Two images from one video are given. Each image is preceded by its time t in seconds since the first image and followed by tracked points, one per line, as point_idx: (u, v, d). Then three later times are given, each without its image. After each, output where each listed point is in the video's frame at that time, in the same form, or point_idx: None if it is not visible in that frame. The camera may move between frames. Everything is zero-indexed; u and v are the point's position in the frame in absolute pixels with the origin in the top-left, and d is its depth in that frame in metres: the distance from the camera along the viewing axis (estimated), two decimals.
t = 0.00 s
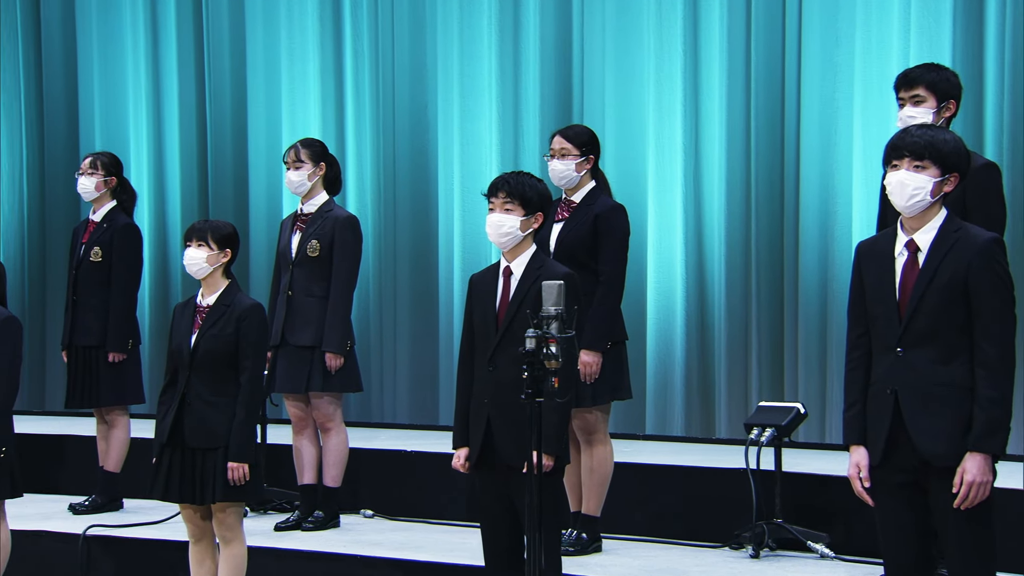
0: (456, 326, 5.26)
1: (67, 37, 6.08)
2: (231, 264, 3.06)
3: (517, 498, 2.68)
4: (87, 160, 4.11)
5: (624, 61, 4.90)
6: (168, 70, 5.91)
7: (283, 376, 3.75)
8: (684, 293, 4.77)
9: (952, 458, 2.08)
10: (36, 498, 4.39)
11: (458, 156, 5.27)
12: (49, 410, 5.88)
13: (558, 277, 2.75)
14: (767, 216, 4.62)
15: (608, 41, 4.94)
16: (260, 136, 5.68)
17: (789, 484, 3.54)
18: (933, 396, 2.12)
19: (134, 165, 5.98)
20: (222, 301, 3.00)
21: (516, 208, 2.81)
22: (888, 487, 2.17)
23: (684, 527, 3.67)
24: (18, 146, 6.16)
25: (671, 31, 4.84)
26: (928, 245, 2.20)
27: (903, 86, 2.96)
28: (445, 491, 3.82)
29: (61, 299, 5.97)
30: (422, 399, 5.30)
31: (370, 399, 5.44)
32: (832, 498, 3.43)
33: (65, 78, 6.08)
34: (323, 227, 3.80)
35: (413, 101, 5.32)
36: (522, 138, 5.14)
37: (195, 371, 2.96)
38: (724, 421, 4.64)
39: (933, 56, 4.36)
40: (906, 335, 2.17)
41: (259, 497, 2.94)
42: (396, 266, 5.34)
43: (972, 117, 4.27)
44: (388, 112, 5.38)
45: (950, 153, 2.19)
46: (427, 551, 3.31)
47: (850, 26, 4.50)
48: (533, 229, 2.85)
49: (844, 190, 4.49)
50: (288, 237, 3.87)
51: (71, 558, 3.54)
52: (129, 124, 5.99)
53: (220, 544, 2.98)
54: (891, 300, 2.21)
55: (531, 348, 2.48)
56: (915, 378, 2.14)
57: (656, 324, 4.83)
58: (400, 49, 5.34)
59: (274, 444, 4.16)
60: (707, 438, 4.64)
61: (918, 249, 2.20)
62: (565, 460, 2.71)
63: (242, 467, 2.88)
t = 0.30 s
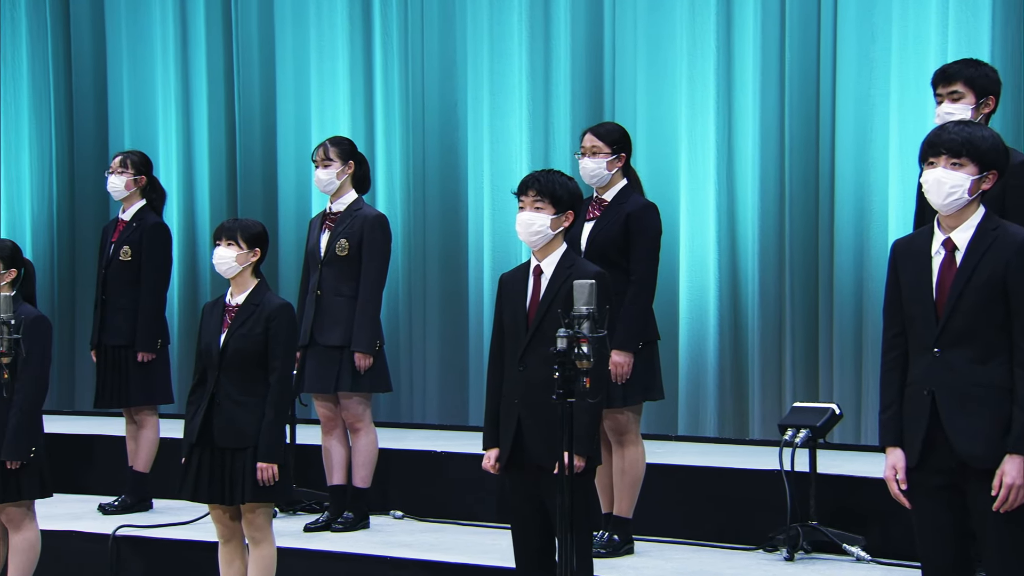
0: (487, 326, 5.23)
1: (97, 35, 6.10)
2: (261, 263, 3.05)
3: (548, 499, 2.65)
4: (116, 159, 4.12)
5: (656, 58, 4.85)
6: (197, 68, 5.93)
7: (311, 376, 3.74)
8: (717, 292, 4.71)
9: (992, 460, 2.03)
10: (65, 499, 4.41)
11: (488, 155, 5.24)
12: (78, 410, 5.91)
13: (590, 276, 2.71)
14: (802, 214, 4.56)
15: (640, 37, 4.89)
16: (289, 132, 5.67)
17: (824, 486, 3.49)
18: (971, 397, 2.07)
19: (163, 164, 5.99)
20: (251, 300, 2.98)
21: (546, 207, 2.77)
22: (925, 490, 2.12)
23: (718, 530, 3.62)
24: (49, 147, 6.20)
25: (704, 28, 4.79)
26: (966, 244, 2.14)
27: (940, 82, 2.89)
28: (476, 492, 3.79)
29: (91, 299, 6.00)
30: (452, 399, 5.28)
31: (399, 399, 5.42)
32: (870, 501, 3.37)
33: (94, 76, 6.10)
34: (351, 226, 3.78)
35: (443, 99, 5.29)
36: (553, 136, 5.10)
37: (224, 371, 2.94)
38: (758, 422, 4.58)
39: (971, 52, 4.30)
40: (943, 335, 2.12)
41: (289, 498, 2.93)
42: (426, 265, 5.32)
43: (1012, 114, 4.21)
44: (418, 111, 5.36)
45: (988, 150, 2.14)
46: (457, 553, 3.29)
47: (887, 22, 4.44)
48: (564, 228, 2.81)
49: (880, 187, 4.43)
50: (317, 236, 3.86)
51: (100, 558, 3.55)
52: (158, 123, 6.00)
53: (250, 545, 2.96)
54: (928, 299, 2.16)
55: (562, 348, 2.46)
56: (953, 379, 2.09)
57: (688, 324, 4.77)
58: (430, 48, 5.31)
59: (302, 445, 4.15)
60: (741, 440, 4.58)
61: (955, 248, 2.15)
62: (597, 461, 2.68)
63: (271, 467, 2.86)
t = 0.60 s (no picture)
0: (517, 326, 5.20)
1: (126, 35, 6.12)
2: (290, 262, 3.03)
3: (580, 501, 2.61)
4: (146, 158, 4.12)
5: (689, 54, 4.80)
6: (226, 66, 5.93)
7: (341, 376, 3.72)
8: (751, 291, 4.65)
9: None
10: (95, 499, 4.42)
11: (519, 153, 5.19)
12: (107, 410, 5.93)
13: (621, 275, 2.66)
14: (837, 212, 4.48)
15: (673, 34, 4.84)
16: (319, 130, 5.66)
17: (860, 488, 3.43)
18: (1012, 399, 2.02)
19: (192, 163, 6.01)
20: (280, 299, 2.97)
21: (577, 205, 2.74)
22: (965, 493, 2.07)
23: (752, 533, 3.56)
24: (79, 147, 6.23)
25: (738, 23, 4.73)
26: (1005, 242, 2.10)
27: (980, 77, 2.82)
28: (507, 492, 3.77)
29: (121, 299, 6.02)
30: (483, 400, 5.25)
31: (429, 400, 5.39)
32: (908, 503, 3.31)
33: (123, 75, 6.12)
34: (381, 225, 3.76)
35: (474, 97, 5.26)
36: (584, 134, 5.06)
37: (253, 371, 2.93)
38: (793, 423, 4.51)
39: (1011, 47, 4.23)
40: (983, 336, 2.07)
41: (319, 499, 2.91)
42: (456, 265, 5.30)
43: None
44: (449, 109, 5.34)
45: None
46: (487, 555, 3.26)
47: (924, 17, 4.37)
48: (596, 227, 2.77)
49: (917, 184, 4.36)
50: (346, 235, 3.85)
51: (130, 559, 3.55)
52: (188, 123, 6.02)
53: (279, 546, 2.95)
54: (967, 299, 2.11)
55: (595, 348, 2.42)
56: (993, 380, 2.04)
57: (722, 324, 4.72)
58: (460, 46, 5.28)
59: (332, 446, 4.14)
60: (776, 441, 4.52)
61: (994, 247, 2.10)
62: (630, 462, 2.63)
63: (300, 468, 2.85)
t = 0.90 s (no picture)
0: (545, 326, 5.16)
1: (152, 34, 6.14)
2: (316, 261, 3.01)
3: (609, 502, 2.58)
4: (172, 156, 4.12)
5: (719, 50, 4.74)
6: (251, 65, 5.94)
7: (367, 376, 3.70)
8: (782, 291, 4.60)
9: None
10: (121, 499, 4.43)
11: (546, 150, 5.16)
12: (134, 410, 5.95)
13: (651, 275, 2.62)
14: (869, 210, 4.42)
15: (703, 30, 4.78)
16: (345, 129, 5.65)
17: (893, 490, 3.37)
18: None
19: (218, 162, 6.01)
20: (306, 299, 2.95)
21: (606, 203, 2.70)
22: (1000, 495, 2.03)
23: (783, 535, 3.51)
24: (105, 147, 6.25)
25: (768, 20, 4.68)
26: None
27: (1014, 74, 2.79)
28: (535, 493, 3.74)
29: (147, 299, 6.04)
30: (511, 401, 5.23)
31: (456, 401, 5.37)
32: (942, 506, 3.25)
33: (149, 74, 6.14)
34: (408, 224, 3.74)
35: (501, 94, 5.23)
36: (612, 132, 5.02)
37: (279, 371, 2.92)
38: (825, 425, 4.45)
39: None
40: (1018, 336, 2.04)
41: (346, 500, 2.90)
42: (483, 265, 5.26)
43: None
44: (475, 107, 5.31)
45: None
46: (514, 556, 3.23)
47: (959, 11, 4.30)
48: (625, 225, 2.73)
49: (952, 182, 4.29)
50: (373, 234, 3.83)
51: (156, 559, 3.55)
52: (215, 123, 6.02)
53: (306, 548, 2.93)
54: (1001, 299, 2.08)
55: (624, 348, 2.39)
56: None
57: (752, 324, 4.66)
58: (487, 44, 5.25)
59: (358, 447, 4.12)
60: (807, 442, 4.46)
61: None
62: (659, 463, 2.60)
63: (327, 468, 2.83)
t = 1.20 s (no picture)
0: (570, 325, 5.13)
1: (176, 34, 6.16)
2: (340, 261, 3.00)
3: (636, 504, 2.54)
4: (197, 155, 4.11)
5: (747, 47, 4.70)
6: (275, 64, 5.94)
7: (392, 376, 3.68)
8: (811, 290, 4.55)
9: None
10: (145, 499, 4.43)
11: (572, 148, 5.12)
12: (158, 410, 5.97)
13: (678, 274, 2.58)
14: (900, 208, 4.36)
15: (730, 27, 4.74)
16: (369, 128, 5.63)
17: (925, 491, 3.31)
18: None
19: (241, 161, 6.02)
20: (330, 299, 2.93)
21: (633, 202, 2.66)
22: None
23: (813, 538, 3.46)
24: (129, 147, 6.27)
25: (797, 15, 4.62)
26: None
27: None
28: (561, 495, 3.71)
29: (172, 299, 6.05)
30: (537, 401, 5.20)
31: (481, 400, 5.34)
32: (975, 508, 3.19)
33: (173, 72, 6.16)
34: (432, 222, 3.72)
35: (526, 92, 5.19)
36: (639, 130, 4.98)
37: (303, 371, 2.90)
38: (854, 426, 4.39)
39: None
40: None
41: (369, 501, 2.87)
42: (508, 265, 5.23)
43: None
44: (501, 105, 5.28)
45: None
46: (540, 559, 3.20)
47: (993, 6, 4.24)
48: (651, 224, 2.69)
49: (984, 179, 4.23)
50: (397, 233, 3.81)
51: (180, 560, 3.54)
52: (240, 122, 6.02)
53: (330, 549, 2.92)
54: None
55: (650, 348, 2.36)
56: None
57: (780, 323, 4.61)
58: (512, 41, 5.21)
59: (383, 447, 4.11)
60: (836, 444, 4.40)
61: None
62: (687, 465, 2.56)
63: (351, 469, 2.82)
